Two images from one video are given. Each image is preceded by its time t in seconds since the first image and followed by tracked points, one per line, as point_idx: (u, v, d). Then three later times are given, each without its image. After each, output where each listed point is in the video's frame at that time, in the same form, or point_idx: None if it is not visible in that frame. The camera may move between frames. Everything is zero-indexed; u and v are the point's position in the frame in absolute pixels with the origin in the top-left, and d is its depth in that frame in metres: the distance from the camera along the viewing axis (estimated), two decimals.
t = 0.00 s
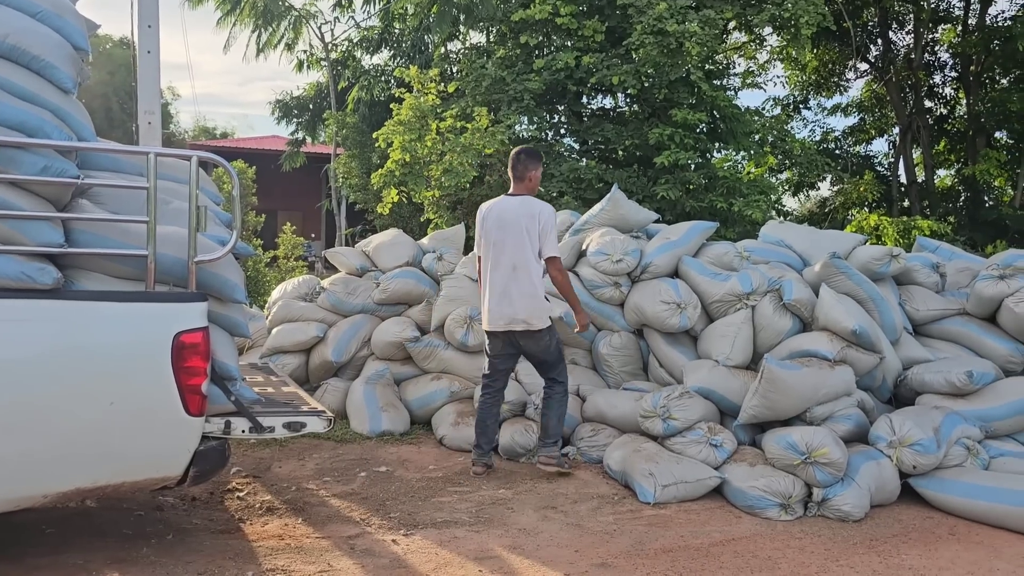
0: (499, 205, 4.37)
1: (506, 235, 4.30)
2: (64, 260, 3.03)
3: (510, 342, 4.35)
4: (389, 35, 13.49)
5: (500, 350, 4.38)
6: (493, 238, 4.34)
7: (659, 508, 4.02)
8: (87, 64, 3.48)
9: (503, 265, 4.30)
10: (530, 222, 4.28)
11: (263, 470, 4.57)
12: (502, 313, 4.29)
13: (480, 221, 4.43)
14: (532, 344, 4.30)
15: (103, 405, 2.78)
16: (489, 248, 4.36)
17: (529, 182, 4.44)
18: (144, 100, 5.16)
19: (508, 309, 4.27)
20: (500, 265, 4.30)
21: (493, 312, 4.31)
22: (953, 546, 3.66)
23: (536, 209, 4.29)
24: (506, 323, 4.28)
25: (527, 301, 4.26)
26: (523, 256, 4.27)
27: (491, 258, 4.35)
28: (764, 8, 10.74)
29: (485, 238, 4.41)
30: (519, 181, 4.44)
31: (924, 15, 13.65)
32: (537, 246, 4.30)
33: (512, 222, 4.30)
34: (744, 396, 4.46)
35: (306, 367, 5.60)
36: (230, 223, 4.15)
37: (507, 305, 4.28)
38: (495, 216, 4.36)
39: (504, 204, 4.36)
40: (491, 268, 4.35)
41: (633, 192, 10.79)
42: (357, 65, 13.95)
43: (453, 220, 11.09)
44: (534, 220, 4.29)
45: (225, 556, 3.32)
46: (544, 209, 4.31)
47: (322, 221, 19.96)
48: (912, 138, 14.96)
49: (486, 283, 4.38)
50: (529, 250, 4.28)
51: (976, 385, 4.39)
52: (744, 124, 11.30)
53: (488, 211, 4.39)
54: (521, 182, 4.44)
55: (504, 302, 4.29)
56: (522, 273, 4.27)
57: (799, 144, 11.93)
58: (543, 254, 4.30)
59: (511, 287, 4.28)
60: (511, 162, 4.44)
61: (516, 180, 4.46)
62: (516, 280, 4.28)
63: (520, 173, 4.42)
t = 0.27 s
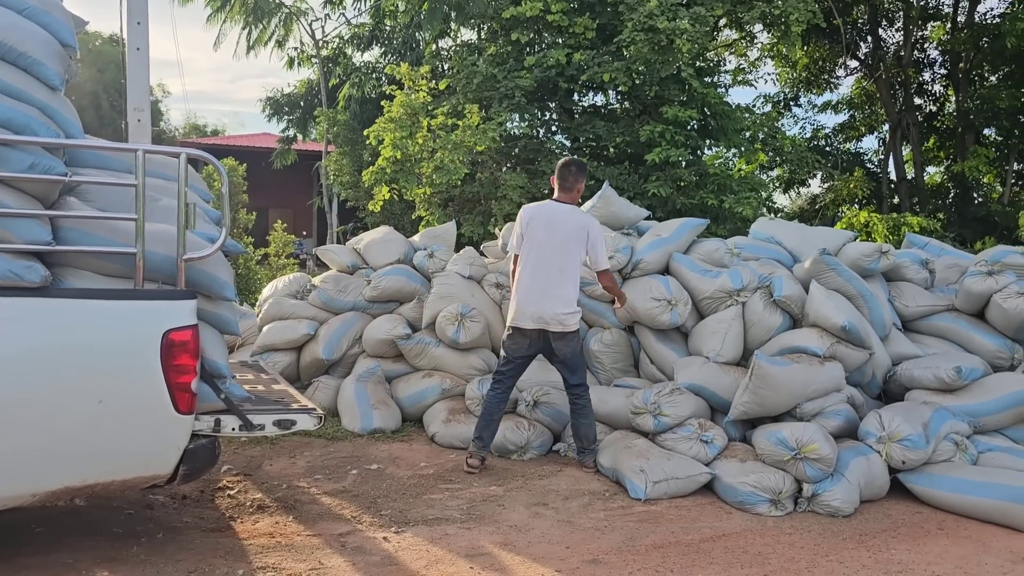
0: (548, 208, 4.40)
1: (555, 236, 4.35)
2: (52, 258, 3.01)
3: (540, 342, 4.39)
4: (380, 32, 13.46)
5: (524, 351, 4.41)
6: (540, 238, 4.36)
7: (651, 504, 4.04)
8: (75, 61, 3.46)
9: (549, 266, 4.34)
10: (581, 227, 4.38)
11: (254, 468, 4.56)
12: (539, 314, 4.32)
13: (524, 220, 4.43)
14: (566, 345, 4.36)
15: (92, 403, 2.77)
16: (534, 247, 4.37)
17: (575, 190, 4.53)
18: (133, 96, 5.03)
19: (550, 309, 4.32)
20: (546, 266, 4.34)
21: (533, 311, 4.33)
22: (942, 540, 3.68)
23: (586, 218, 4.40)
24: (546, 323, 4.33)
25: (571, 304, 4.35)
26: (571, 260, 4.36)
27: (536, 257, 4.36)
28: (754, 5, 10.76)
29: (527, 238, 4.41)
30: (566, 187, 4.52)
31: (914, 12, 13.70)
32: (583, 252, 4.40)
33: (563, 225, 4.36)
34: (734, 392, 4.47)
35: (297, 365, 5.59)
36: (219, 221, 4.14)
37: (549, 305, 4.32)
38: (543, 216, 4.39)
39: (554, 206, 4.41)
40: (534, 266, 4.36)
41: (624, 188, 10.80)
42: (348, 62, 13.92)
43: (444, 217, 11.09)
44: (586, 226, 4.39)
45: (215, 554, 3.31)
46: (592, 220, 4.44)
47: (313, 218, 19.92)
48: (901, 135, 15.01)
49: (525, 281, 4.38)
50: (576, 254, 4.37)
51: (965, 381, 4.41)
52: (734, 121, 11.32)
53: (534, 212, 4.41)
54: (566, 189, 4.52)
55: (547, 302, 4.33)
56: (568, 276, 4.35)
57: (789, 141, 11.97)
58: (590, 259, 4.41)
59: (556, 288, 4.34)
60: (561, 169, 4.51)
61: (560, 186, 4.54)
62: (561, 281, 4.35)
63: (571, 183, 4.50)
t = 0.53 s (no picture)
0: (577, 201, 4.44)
1: (586, 230, 4.39)
2: (45, 255, 3.00)
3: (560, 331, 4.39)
4: (374, 29, 13.43)
5: (545, 340, 4.38)
6: (572, 230, 4.38)
7: (646, 500, 4.05)
8: (67, 57, 3.44)
9: (579, 258, 4.37)
10: (607, 223, 4.47)
11: (248, 465, 4.55)
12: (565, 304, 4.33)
13: (554, 210, 4.41)
14: (583, 336, 4.41)
15: (86, 400, 2.76)
16: (566, 238, 4.37)
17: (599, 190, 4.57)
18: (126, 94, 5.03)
19: (578, 300, 4.34)
20: (577, 257, 4.37)
21: (561, 301, 4.32)
22: (935, 535, 3.69)
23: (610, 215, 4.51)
24: (572, 314, 4.35)
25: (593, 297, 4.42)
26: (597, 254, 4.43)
27: (567, 248, 4.37)
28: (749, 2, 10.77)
29: (556, 228, 4.40)
30: (592, 187, 4.54)
31: (907, 9, 13.73)
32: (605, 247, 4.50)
33: (593, 220, 4.42)
34: (728, 389, 4.48)
35: (291, 362, 5.58)
36: (212, 218, 4.13)
37: (577, 296, 4.35)
38: (575, 208, 4.41)
39: (582, 201, 4.45)
40: (564, 257, 4.36)
41: (618, 185, 10.81)
42: (342, 59, 13.90)
43: (439, 214, 11.08)
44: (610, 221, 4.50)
45: (209, 552, 3.31)
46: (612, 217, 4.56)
47: (307, 215, 19.90)
48: (895, 132, 15.05)
49: (553, 270, 4.36)
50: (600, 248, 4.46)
51: (958, 376, 4.43)
52: (728, 118, 11.33)
53: (563, 203, 4.42)
54: (591, 189, 4.56)
55: (575, 292, 4.35)
56: (593, 269, 4.42)
57: (783, 138, 12.00)
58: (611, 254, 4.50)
59: (583, 280, 4.38)
60: (590, 169, 4.52)
61: (586, 184, 4.56)
62: (588, 274, 4.40)
63: (599, 184, 4.55)
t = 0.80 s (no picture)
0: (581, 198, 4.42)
1: (594, 227, 4.39)
2: (41, 253, 2.99)
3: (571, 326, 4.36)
4: (372, 27, 13.42)
5: (557, 336, 4.34)
6: (582, 227, 4.36)
7: (643, 498, 4.05)
8: (63, 55, 3.44)
9: (590, 255, 4.37)
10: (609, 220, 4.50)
11: (245, 463, 4.55)
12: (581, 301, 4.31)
13: (563, 207, 4.36)
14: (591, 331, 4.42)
15: (82, 399, 2.75)
16: (576, 235, 4.35)
17: (600, 189, 4.56)
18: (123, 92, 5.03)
19: (591, 297, 4.34)
20: (588, 254, 4.36)
21: (576, 298, 4.30)
22: (931, 533, 3.70)
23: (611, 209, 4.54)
24: (586, 310, 4.34)
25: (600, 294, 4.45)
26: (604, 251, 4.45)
27: (578, 245, 4.35)
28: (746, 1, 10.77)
29: (564, 226, 4.36)
30: (594, 187, 4.53)
31: (904, 8, 13.75)
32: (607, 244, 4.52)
33: (599, 217, 4.43)
34: (725, 387, 4.49)
35: (288, 360, 5.57)
36: (209, 216, 4.13)
37: (589, 293, 4.35)
38: (582, 205, 4.40)
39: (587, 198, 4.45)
40: (576, 254, 4.34)
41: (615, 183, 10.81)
42: (339, 57, 13.89)
43: (436, 212, 11.08)
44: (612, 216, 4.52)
45: (206, 550, 3.30)
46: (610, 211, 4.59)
47: (304, 213, 19.90)
48: (891, 130, 15.07)
49: (567, 268, 4.31)
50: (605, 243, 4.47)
51: (954, 374, 4.44)
52: (726, 116, 11.33)
53: (570, 201, 4.38)
54: (593, 189, 4.54)
55: (588, 289, 4.34)
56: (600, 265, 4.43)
57: (780, 136, 12.01)
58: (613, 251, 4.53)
59: (593, 277, 4.38)
60: (593, 168, 4.49)
61: (589, 183, 4.53)
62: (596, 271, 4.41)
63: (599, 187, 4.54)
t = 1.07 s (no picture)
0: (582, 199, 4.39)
1: (597, 228, 4.38)
2: (42, 251, 2.99)
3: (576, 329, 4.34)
4: (372, 25, 13.41)
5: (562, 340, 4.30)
6: (587, 229, 4.34)
7: (644, 497, 4.05)
8: (63, 53, 3.44)
9: (594, 255, 4.35)
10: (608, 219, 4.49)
11: (246, 462, 4.55)
12: (589, 303, 4.30)
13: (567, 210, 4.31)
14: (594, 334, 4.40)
15: (83, 398, 2.76)
16: (581, 237, 4.32)
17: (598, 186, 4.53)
18: (122, 90, 5.02)
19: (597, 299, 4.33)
20: (593, 256, 4.34)
21: (584, 301, 4.28)
22: (931, 532, 3.70)
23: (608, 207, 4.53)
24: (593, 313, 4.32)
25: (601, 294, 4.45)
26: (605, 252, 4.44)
27: (584, 248, 4.32)
28: None
29: (569, 227, 4.31)
30: (593, 185, 4.49)
31: (905, 7, 13.75)
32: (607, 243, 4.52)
33: (600, 217, 4.41)
34: (725, 386, 4.49)
35: (289, 359, 5.57)
36: (209, 214, 4.13)
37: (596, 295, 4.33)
38: (584, 207, 4.36)
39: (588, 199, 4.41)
40: (582, 256, 4.31)
41: (616, 182, 10.80)
42: (340, 56, 13.89)
43: (436, 211, 11.09)
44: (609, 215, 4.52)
45: (206, 548, 3.30)
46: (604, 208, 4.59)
47: (304, 212, 19.90)
48: (892, 129, 15.07)
49: (575, 271, 4.28)
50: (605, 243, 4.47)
51: (954, 374, 4.44)
52: (726, 115, 11.33)
53: (572, 202, 4.34)
54: (591, 186, 4.50)
55: (595, 290, 4.33)
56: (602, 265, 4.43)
57: (780, 135, 12.02)
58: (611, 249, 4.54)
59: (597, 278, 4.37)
60: (592, 166, 4.46)
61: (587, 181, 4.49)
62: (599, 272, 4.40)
63: (599, 183, 4.50)
